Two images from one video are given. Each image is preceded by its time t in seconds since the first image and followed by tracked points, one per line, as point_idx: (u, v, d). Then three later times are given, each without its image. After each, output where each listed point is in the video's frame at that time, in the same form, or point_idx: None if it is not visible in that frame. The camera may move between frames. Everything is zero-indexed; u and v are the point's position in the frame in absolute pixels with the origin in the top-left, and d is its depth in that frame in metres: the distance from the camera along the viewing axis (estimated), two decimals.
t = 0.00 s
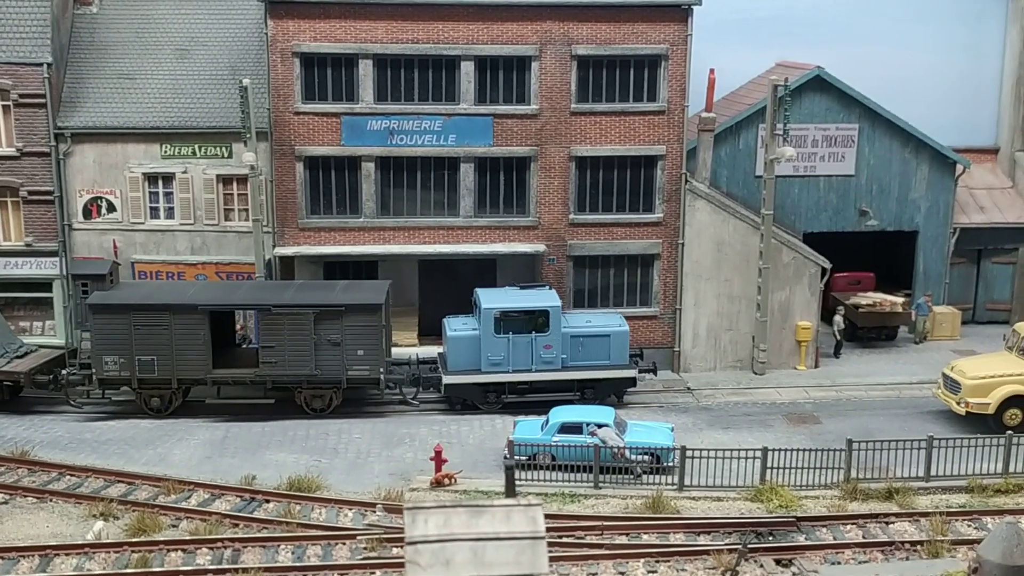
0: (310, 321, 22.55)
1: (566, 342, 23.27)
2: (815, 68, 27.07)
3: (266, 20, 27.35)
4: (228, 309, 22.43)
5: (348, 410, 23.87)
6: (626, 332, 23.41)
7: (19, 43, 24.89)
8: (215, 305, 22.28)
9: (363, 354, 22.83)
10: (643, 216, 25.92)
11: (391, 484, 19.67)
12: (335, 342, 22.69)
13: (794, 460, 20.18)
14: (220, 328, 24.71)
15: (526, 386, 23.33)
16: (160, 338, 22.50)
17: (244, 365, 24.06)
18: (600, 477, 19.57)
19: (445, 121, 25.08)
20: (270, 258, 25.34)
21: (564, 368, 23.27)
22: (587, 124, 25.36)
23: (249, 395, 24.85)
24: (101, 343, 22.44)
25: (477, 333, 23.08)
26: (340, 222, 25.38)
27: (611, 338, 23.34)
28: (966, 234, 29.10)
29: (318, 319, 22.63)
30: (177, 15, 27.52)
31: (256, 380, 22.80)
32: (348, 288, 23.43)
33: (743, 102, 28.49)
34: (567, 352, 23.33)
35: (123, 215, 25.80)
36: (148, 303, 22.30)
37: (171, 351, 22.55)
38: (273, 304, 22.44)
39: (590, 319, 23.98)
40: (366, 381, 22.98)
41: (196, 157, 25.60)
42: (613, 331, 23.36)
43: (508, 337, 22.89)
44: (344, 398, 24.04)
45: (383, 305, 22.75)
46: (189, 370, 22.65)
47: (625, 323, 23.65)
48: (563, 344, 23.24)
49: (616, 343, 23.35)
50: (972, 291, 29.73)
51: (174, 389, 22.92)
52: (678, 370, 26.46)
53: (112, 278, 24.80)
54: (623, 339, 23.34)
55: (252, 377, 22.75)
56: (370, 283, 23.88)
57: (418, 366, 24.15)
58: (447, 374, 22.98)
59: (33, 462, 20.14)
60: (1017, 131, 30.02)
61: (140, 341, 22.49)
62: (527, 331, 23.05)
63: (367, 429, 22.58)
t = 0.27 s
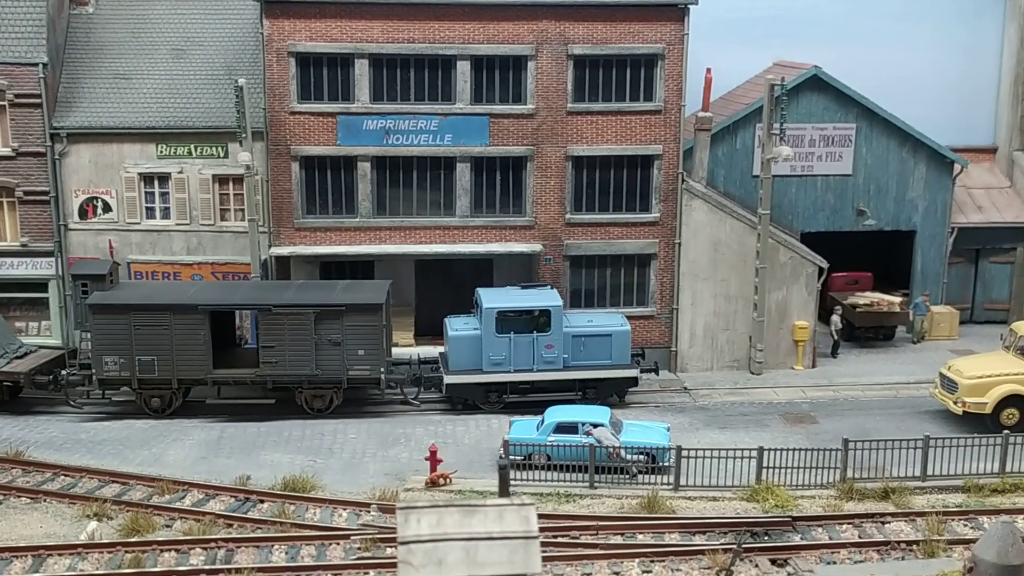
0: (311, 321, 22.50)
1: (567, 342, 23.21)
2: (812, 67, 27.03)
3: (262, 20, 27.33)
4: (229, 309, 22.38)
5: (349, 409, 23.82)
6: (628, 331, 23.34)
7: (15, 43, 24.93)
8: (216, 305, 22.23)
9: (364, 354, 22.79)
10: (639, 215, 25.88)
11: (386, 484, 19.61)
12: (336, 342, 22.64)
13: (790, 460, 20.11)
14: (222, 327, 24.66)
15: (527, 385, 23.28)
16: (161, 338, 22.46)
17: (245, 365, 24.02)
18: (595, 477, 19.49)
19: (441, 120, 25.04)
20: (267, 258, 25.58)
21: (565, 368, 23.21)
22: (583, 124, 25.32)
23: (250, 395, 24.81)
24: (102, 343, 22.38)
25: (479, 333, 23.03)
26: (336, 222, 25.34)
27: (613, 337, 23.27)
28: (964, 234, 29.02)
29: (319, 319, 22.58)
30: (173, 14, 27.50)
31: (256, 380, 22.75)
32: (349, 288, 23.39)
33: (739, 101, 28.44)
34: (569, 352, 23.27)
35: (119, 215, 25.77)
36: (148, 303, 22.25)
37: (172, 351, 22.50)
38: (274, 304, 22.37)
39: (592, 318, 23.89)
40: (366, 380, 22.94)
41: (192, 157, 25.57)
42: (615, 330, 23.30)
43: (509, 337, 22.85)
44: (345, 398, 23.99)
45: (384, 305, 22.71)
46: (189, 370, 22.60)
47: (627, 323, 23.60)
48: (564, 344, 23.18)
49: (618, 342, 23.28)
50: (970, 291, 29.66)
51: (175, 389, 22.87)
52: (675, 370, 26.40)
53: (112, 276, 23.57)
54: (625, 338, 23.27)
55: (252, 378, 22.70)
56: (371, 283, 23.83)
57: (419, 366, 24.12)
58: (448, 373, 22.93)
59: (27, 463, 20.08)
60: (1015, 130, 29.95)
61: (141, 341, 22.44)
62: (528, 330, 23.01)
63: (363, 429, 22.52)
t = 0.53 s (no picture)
0: (312, 322, 22.47)
1: (568, 343, 23.17)
2: (807, 68, 27.01)
3: (257, 21, 27.32)
4: (230, 310, 22.34)
5: (351, 410, 23.80)
6: (629, 332, 23.38)
7: (9, 44, 24.93)
8: (217, 307, 22.20)
9: (365, 355, 22.76)
10: (635, 216, 25.87)
11: (380, 485, 19.57)
12: (338, 343, 22.61)
13: (784, 461, 20.07)
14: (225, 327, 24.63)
15: (528, 386, 23.26)
16: (162, 340, 22.41)
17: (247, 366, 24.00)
18: (589, 478, 19.44)
19: (435, 121, 25.03)
20: (261, 259, 25.51)
21: (566, 369, 23.18)
22: (578, 125, 25.31)
23: (252, 396, 24.77)
24: (103, 344, 22.33)
25: (479, 334, 22.99)
26: (331, 223, 25.33)
27: (614, 338, 23.26)
28: (960, 235, 29.00)
29: (320, 320, 22.55)
30: (169, 16, 27.49)
31: (258, 382, 22.71)
32: (350, 289, 23.37)
33: (735, 103, 28.41)
34: (570, 353, 23.23)
35: (114, 216, 25.76)
36: (149, 304, 22.21)
37: (173, 352, 22.46)
38: (275, 305, 22.33)
39: (593, 319, 23.87)
40: (368, 381, 22.92)
41: (187, 158, 25.56)
42: (616, 331, 23.30)
43: (510, 338, 22.81)
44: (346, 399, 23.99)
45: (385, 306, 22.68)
46: (191, 372, 22.57)
47: (628, 324, 23.61)
48: (565, 345, 23.13)
49: (619, 343, 23.28)
50: (966, 292, 29.64)
51: (176, 391, 22.84)
52: (670, 372, 26.35)
53: (114, 278, 23.42)
54: (626, 339, 23.28)
55: (254, 379, 22.67)
56: (372, 284, 23.79)
57: (420, 367, 24.18)
58: (449, 375, 22.87)
59: (21, 464, 20.05)
60: (1011, 131, 29.94)
61: (142, 343, 22.38)
62: (529, 331, 22.97)
63: (358, 431, 22.49)
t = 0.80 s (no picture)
0: (318, 323, 22.51)
1: (573, 344, 23.23)
2: (806, 70, 27.08)
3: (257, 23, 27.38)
4: (237, 312, 22.36)
5: (358, 411, 23.84)
6: (633, 334, 23.49)
7: (9, 45, 24.97)
8: (223, 308, 22.22)
9: (371, 356, 22.79)
10: (634, 218, 25.93)
11: (379, 486, 19.61)
12: (344, 343, 22.65)
13: (783, 462, 20.11)
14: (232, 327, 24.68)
15: (533, 387, 23.32)
16: (169, 341, 22.42)
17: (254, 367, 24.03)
18: (588, 479, 19.48)
19: (435, 123, 25.08)
20: (260, 260, 25.50)
21: (571, 370, 23.22)
22: (577, 127, 25.36)
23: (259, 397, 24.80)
24: (110, 345, 22.33)
25: (485, 335, 23.06)
26: (330, 225, 25.37)
27: (619, 339, 23.39)
28: (958, 237, 29.06)
29: (327, 321, 22.58)
30: (169, 17, 27.54)
31: (264, 383, 22.72)
32: (356, 290, 23.37)
33: (734, 104, 28.47)
34: (575, 354, 23.28)
35: (114, 217, 25.80)
36: (156, 306, 22.22)
37: (180, 353, 22.48)
38: (282, 306, 22.34)
39: (599, 321, 23.98)
40: (374, 382, 22.95)
41: (186, 160, 25.60)
42: (622, 332, 23.42)
43: (515, 339, 22.87)
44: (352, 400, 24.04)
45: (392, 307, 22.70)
46: (198, 372, 22.59)
47: (633, 326, 23.73)
48: (570, 346, 23.20)
49: (624, 345, 23.39)
50: (965, 294, 29.70)
51: (182, 392, 22.88)
52: (669, 373, 26.37)
53: (120, 280, 23.73)
54: (631, 340, 23.39)
55: (260, 380, 22.69)
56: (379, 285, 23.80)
57: (425, 368, 24.31)
58: (454, 376, 22.89)
59: (21, 464, 20.08)
60: (1010, 133, 30.01)
61: (149, 344, 22.39)
62: (535, 332, 23.04)
63: (358, 431, 22.53)
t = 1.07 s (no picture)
0: (327, 327, 22.60)
1: (581, 348, 23.27)
2: (806, 75, 27.18)
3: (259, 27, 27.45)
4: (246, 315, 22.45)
5: (366, 414, 23.91)
6: (640, 337, 23.42)
7: (12, 49, 25.06)
8: (233, 312, 22.32)
9: (380, 360, 22.86)
10: (635, 222, 26.04)
11: (381, 490, 19.67)
12: (353, 347, 22.73)
13: (783, 466, 20.18)
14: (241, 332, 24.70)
15: (541, 390, 23.40)
16: (179, 344, 22.51)
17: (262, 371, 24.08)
18: (590, 483, 19.55)
19: (437, 127, 25.16)
20: (264, 263, 25.67)
21: (579, 374, 23.27)
22: (579, 131, 25.44)
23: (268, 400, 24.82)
24: (119, 349, 22.44)
25: (493, 338, 23.10)
26: (332, 229, 25.45)
27: (626, 343, 23.29)
28: (958, 241, 29.13)
29: (336, 325, 22.67)
30: (171, 22, 27.62)
31: (273, 387, 22.84)
32: (364, 294, 23.50)
33: (735, 109, 28.55)
34: (583, 357, 23.31)
35: (116, 221, 25.86)
36: (165, 309, 22.32)
37: (189, 357, 22.57)
38: (291, 310, 22.43)
39: (606, 323, 23.96)
40: (383, 386, 23.02)
41: (188, 163, 25.67)
42: (629, 336, 23.33)
43: (524, 343, 22.97)
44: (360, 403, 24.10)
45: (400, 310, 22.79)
46: (207, 376, 22.66)
47: (640, 329, 23.69)
48: (578, 349, 23.25)
49: (631, 348, 23.33)
50: (965, 297, 29.77)
51: (191, 395, 22.92)
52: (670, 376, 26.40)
53: (129, 284, 23.85)
54: (638, 343, 23.33)
55: (269, 384, 22.80)
56: (388, 288, 23.92)
57: (433, 372, 24.43)
58: (462, 379, 22.95)
59: (24, 468, 20.14)
60: (1009, 137, 30.09)
61: (158, 347, 22.48)
62: (542, 336, 23.13)
63: (360, 435, 22.58)
